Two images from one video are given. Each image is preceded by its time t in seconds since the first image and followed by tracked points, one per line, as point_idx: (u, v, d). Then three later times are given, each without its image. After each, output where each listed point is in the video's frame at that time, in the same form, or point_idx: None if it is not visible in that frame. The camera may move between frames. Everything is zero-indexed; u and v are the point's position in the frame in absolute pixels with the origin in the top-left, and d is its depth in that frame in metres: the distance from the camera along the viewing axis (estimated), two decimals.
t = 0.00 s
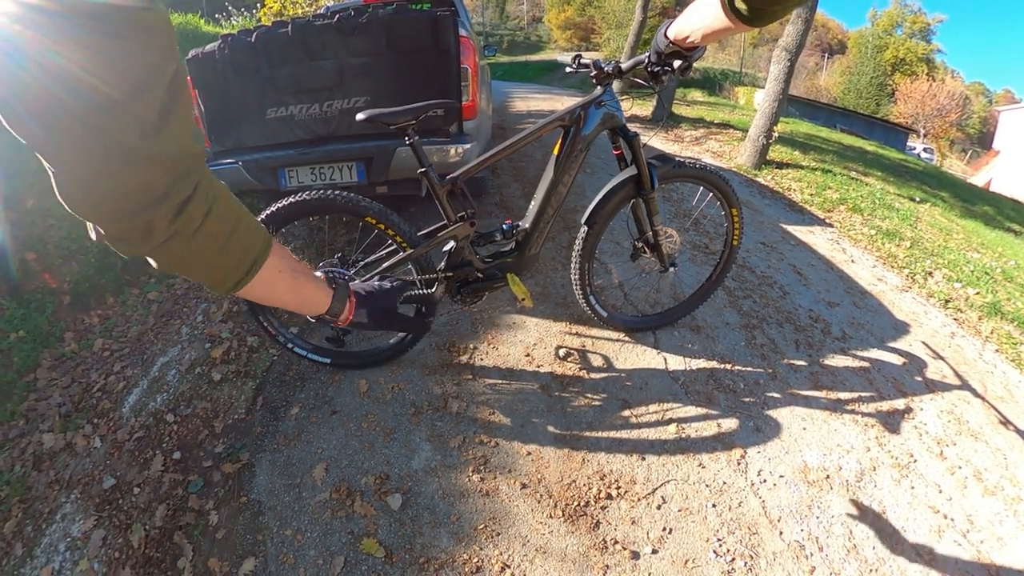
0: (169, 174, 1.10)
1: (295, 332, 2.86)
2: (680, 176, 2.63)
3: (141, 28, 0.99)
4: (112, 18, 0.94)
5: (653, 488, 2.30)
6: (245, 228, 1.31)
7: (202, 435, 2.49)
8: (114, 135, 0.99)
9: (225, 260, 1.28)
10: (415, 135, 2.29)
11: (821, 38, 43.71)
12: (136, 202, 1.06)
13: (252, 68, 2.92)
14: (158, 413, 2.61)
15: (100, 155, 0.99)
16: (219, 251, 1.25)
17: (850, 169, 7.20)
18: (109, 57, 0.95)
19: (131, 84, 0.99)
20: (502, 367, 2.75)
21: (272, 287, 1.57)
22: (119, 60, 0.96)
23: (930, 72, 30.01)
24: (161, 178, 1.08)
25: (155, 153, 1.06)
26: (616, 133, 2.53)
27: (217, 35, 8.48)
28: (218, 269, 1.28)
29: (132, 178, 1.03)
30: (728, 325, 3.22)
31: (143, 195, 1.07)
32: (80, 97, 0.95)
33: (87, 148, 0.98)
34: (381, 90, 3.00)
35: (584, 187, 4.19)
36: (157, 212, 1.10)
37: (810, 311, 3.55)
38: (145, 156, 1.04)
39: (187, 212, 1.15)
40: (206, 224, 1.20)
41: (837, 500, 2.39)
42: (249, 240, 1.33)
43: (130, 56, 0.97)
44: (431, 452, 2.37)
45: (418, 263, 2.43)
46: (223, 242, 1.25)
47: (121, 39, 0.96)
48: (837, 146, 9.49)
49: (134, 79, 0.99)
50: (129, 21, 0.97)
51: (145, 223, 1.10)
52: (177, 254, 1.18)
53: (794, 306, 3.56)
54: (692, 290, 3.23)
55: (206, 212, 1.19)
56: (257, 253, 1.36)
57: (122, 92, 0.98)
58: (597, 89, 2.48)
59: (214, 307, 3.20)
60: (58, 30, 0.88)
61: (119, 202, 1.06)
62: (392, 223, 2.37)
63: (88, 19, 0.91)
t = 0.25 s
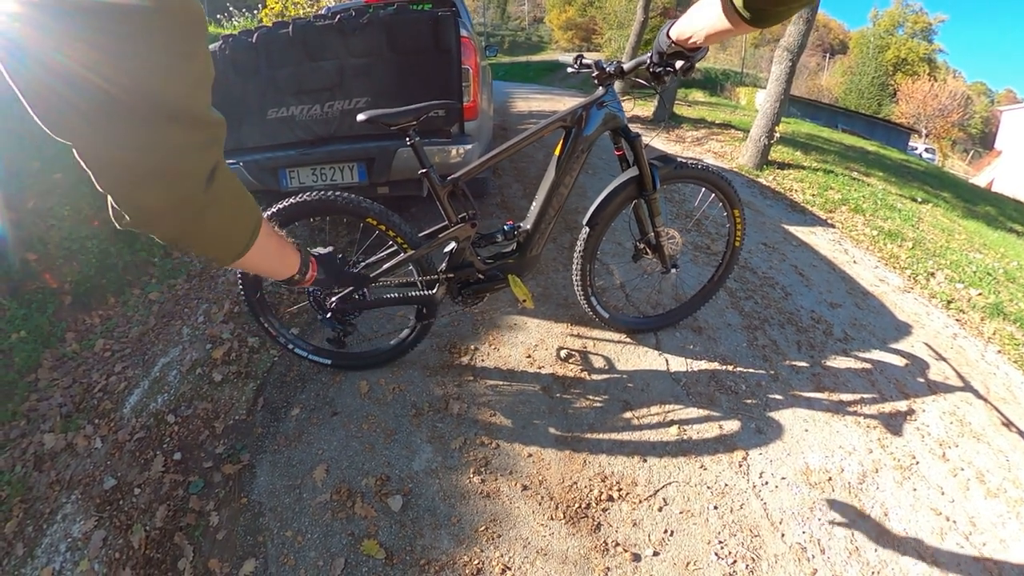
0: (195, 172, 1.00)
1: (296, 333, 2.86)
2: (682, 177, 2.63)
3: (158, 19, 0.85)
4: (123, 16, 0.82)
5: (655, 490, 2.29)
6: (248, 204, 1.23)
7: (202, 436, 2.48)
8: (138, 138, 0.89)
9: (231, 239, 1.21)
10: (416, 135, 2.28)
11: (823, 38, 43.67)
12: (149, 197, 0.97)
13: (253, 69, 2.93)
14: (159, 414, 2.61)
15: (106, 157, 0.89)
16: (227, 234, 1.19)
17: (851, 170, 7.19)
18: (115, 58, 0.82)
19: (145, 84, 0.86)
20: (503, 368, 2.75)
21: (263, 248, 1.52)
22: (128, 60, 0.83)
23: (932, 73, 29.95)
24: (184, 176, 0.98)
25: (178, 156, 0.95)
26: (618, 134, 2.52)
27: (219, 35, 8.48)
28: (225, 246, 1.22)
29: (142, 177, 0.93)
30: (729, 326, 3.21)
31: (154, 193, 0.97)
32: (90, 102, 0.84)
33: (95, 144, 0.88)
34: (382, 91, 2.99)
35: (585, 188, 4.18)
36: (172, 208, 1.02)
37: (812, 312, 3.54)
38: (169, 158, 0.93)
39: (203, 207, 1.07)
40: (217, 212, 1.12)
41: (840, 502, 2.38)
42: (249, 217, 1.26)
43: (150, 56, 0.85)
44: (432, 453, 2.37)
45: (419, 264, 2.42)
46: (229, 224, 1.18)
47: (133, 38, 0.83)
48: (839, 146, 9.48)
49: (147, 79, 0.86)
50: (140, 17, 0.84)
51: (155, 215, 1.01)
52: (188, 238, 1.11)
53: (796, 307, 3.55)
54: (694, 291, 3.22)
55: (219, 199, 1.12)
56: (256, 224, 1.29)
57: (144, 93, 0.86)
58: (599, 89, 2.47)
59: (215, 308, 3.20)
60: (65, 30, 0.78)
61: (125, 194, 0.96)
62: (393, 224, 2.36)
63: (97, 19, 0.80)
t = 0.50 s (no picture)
0: (211, 157, 0.88)
1: (295, 334, 2.85)
2: (683, 176, 2.62)
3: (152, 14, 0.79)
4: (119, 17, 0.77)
5: (657, 489, 2.28)
6: (308, 169, 1.07)
7: (202, 439, 2.47)
8: (138, 131, 0.82)
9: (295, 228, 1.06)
10: (417, 135, 2.28)
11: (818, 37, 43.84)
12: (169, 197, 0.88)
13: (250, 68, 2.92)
14: (158, 417, 2.60)
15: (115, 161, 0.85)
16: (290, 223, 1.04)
17: (848, 168, 7.21)
18: (106, 58, 0.77)
19: (137, 80, 0.79)
20: (503, 368, 2.74)
21: (371, 209, 1.29)
22: (123, 60, 0.78)
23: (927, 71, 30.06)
24: (195, 167, 0.87)
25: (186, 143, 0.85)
26: (618, 133, 2.52)
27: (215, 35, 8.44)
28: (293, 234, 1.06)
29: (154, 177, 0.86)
30: (729, 325, 3.20)
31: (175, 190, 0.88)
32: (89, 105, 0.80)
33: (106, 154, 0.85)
34: (380, 90, 3.00)
35: (584, 187, 4.18)
36: (208, 207, 0.92)
37: (811, 310, 3.55)
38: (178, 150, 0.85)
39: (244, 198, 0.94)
40: (269, 200, 0.98)
41: (841, 499, 2.38)
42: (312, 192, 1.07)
43: (143, 52, 0.79)
44: (434, 454, 2.36)
45: (420, 263, 2.42)
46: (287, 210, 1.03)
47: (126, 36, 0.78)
48: (835, 144, 9.51)
49: (139, 73, 0.79)
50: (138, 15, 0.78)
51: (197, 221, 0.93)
52: (242, 238, 1.00)
53: (795, 305, 3.55)
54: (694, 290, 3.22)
55: (271, 187, 0.98)
56: (330, 199, 1.10)
57: (135, 88, 0.80)
58: (599, 88, 2.47)
59: (213, 309, 3.18)
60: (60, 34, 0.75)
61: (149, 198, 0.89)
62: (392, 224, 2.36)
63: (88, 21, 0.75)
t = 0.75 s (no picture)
0: (315, 160, 0.66)
1: (289, 337, 2.83)
2: (677, 175, 2.61)
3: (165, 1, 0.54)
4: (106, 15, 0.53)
5: (654, 489, 2.28)
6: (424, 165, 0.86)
7: (196, 444, 2.45)
8: (207, 153, 0.60)
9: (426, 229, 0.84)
10: (409, 135, 2.26)
11: (811, 36, 44.03)
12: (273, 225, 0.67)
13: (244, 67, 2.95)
14: (151, 422, 2.57)
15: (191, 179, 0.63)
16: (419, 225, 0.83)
17: (841, 166, 7.23)
18: (114, 68, 0.55)
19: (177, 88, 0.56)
20: (499, 370, 2.73)
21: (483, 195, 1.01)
22: (129, 67, 0.55)
23: (919, 69, 30.22)
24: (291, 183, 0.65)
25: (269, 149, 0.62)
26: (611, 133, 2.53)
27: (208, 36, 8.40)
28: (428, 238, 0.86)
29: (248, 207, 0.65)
30: (725, 324, 3.20)
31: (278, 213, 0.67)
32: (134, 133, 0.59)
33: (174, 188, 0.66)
34: (374, 90, 3.04)
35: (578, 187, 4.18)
36: (327, 226, 0.71)
37: (806, 309, 3.55)
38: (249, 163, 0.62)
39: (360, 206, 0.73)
40: (390, 205, 0.78)
41: (838, 498, 2.38)
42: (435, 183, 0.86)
43: (151, 53, 0.54)
44: (430, 457, 2.35)
45: (413, 264, 2.40)
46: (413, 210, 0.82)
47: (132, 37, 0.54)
48: (828, 143, 9.55)
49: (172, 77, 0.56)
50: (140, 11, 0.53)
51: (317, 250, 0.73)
52: (376, 254, 0.79)
53: (790, 304, 3.55)
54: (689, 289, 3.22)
55: (391, 190, 0.78)
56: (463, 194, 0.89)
57: (173, 97, 0.57)
58: (592, 88, 2.47)
59: (206, 312, 3.16)
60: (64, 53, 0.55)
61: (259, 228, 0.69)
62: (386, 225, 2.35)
63: (83, 25, 0.53)
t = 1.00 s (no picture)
0: (276, 172, 0.67)
1: (284, 339, 2.81)
2: (673, 173, 2.61)
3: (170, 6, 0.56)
4: (104, 17, 0.54)
5: (652, 488, 2.27)
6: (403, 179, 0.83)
7: (191, 448, 2.43)
8: (182, 154, 0.61)
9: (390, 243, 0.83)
10: (403, 134, 2.25)
11: (804, 34, 44.17)
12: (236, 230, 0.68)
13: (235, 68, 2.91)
14: (146, 426, 2.55)
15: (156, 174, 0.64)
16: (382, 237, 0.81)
17: (835, 164, 7.25)
18: (109, 67, 0.56)
19: (163, 95, 0.58)
20: (495, 370, 2.72)
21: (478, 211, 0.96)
22: (127, 66, 0.56)
23: (912, 67, 30.35)
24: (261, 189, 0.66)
25: (245, 162, 0.64)
26: (606, 131, 2.51)
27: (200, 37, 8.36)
28: (392, 252, 0.83)
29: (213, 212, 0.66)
30: (721, 322, 3.20)
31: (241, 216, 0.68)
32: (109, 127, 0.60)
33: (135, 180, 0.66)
34: (367, 90, 3.00)
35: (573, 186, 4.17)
36: (284, 236, 0.71)
37: (801, 306, 3.55)
38: (221, 169, 0.63)
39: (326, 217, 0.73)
40: (350, 221, 0.75)
41: (835, 494, 2.38)
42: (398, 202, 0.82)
43: (141, 53, 0.56)
44: (426, 459, 2.33)
45: (408, 265, 2.39)
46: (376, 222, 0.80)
47: (127, 45, 0.55)
48: (823, 140, 9.57)
49: (163, 82, 0.57)
50: (149, 21, 0.55)
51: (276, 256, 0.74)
52: (332, 267, 0.78)
53: (786, 301, 3.55)
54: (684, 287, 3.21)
55: (355, 207, 0.76)
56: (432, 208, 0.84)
57: (167, 98, 0.58)
58: (587, 86, 2.47)
59: (200, 315, 3.14)
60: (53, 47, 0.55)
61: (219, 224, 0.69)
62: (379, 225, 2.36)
63: (81, 24, 0.54)
